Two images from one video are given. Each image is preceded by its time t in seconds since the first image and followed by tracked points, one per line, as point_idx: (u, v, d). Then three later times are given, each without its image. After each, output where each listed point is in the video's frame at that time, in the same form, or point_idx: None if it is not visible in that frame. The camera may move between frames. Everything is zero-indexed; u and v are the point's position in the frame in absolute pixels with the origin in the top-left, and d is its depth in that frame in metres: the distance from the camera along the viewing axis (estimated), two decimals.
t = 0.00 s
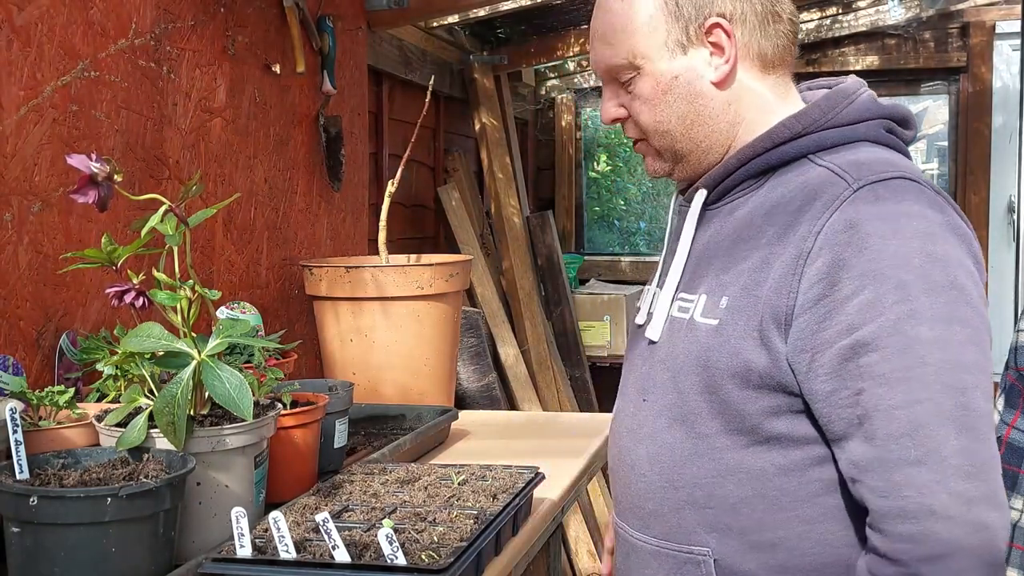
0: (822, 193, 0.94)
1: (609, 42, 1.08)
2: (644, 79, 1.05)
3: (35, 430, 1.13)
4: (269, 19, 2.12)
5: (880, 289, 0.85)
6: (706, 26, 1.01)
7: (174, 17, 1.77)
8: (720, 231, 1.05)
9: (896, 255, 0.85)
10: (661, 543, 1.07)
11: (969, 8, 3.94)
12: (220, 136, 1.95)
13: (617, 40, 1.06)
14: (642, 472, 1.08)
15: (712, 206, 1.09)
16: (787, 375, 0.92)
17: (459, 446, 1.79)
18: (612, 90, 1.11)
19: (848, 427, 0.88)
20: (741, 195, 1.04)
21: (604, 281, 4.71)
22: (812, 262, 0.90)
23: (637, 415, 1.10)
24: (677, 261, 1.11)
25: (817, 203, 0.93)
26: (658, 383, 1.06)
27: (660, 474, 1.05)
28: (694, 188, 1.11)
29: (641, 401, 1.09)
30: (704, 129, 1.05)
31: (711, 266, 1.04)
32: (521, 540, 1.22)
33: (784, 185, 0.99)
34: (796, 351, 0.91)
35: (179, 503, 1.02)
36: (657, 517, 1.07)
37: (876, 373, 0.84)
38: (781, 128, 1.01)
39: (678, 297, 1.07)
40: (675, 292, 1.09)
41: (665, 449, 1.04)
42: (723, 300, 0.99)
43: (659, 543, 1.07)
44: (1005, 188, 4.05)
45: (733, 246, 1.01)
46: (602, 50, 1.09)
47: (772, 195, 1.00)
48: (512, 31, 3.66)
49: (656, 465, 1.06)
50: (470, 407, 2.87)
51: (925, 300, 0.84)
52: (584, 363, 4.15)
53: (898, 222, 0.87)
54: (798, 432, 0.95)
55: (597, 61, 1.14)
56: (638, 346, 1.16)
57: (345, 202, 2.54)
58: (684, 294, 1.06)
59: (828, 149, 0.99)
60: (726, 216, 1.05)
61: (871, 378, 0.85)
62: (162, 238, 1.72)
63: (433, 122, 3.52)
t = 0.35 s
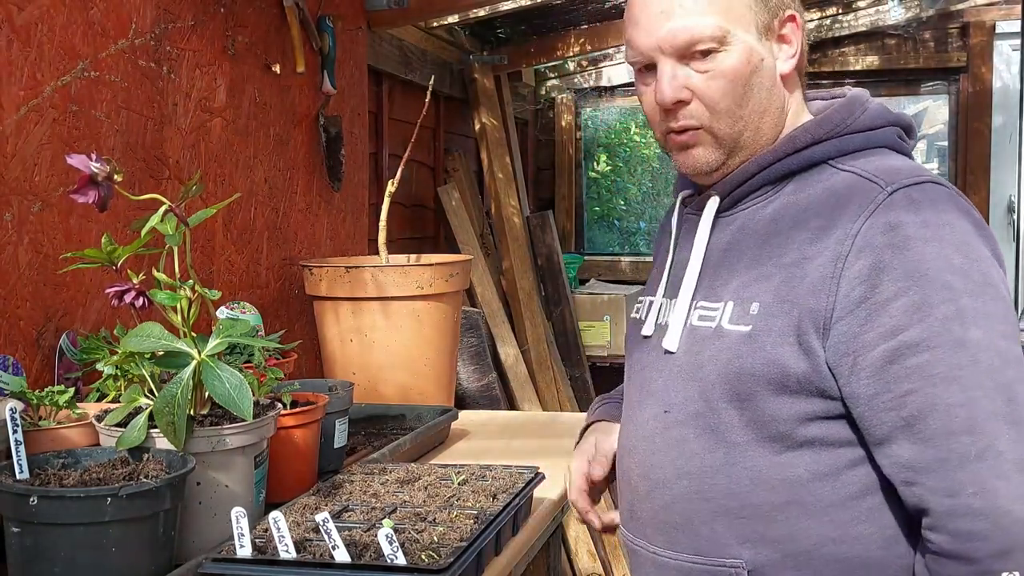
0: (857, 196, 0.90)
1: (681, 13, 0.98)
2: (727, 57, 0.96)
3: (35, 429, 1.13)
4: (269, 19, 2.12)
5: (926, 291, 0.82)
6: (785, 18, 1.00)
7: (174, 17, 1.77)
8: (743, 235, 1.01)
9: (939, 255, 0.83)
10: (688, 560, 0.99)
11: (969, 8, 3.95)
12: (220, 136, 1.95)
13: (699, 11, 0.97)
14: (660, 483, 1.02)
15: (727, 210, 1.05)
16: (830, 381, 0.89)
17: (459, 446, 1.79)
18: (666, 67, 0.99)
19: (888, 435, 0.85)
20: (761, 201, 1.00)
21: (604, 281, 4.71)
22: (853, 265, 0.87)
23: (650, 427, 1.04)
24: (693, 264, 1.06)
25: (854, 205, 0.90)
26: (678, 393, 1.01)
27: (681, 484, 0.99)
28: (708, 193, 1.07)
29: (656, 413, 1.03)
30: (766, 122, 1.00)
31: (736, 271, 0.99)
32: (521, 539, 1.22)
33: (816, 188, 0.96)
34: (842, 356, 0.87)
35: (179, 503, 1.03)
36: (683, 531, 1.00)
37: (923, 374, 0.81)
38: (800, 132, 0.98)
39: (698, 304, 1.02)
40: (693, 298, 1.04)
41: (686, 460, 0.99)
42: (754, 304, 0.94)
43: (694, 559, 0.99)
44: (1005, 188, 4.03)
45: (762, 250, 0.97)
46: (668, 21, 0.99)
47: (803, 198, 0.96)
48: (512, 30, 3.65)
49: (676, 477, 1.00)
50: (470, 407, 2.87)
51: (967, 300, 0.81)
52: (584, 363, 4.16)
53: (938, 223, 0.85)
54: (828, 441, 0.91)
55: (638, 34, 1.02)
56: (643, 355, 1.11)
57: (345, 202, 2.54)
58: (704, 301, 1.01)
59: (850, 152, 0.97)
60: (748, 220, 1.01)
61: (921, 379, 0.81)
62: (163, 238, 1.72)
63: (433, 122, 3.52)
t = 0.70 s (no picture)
0: (895, 190, 0.99)
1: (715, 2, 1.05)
2: (754, 51, 1.06)
3: (35, 430, 1.13)
4: (269, 19, 2.12)
5: (975, 261, 0.92)
6: (796, 24, 1.11)
7: (174, 17, 1.77)
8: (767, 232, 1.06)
9: (982, 234, 0.94)
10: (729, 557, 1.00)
11: (969, 8, 3.90)
12: (220, 136, 1.95)
13: (734, 3, 1.05)
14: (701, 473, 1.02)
15: (738, 202, 1.10)
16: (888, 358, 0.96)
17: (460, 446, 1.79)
18: (697, 52, 1.06)
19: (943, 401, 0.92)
20: (774, 192, 1.08)
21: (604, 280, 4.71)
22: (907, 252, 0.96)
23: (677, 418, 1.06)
24: (707, 260, 1.09)
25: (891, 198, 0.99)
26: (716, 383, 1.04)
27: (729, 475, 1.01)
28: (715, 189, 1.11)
29: (686, 408, 1.05)
30: (776, 117, 1.10)
31: (768, 265, 1.04)
32: (521, 540, 1.22)
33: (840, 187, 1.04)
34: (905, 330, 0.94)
35: (179, 503, 1.03)
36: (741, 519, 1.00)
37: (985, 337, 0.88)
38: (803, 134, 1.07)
39: (722, 296, 1.06)
40: (712, 291, 1.07)
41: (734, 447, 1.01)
42: (796, 289, 1.01)
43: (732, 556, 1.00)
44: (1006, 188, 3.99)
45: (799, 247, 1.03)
46: (703, 8, 1.05)
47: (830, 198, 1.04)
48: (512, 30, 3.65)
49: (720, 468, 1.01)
50: (470, 407, 2.87)
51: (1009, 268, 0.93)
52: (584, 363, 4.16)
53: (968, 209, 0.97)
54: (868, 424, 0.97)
55: (669, 17, 1.08)
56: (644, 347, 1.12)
57: (345, 202, 2.54)
58: (730, 294, 1.06)
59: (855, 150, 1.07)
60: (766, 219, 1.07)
61: (989, 337, 0.88)
62: (162, 238, 1.72)
63: (433, 122, 3.51)
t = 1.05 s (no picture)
0: (866, 188, 1.00)
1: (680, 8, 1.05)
2: (718, 57, 1.05)
3: (35, 430, 1.13)
4: (269, 19, 2.12)
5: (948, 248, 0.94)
6: (758, 33, 1.11)
7: (174, 17, 1.77)
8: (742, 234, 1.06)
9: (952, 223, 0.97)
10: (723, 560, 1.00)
11: (969, 8, 3.89)
12: (221, 136, 1.95)
13: (700, 9, 1.05)
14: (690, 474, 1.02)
15: (707, 205, 1.11)
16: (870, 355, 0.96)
17: (460, 446, 1.79)
18: (664, 56, 1.05)
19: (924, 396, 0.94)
20: (742, 194, 1.09)
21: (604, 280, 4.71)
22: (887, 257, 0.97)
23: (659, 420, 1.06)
24: (679, 263, 1.09)
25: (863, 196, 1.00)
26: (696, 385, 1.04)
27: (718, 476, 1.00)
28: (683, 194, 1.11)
29: (668, 412, 1.05)
30: (739, 122, 1.10)
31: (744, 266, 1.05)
32: (521, 541, 1.22)
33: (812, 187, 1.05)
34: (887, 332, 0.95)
35: (179, 503, 1.03)
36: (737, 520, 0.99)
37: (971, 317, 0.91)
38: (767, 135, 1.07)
39: (697, 298, 1.06)
40: (685, 293, 1.08)
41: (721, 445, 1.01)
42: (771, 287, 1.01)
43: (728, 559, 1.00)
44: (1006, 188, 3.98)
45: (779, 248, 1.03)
46: (669, 13, 1.05)
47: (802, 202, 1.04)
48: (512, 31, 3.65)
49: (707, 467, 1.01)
50: (470, 407, 2.87)
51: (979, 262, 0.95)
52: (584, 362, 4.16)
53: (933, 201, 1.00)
54: (852, 421, 0.96)
55: (634, 21, 1.07)
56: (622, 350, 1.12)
57: (345, 202, 2.54)
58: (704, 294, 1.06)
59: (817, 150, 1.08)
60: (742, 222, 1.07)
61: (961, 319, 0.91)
62: (162, 238, 1.72)
63: (433, 123, 3.51)
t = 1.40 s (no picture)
0: (808, 202, 1.06)
1: (623, 31, 1.12)
2: (664, 77, 1.13)
3: (35, 430, 1.13)
4: (269, 19, 2.12)
5: (885, 261, 0.99)
6: (706, 45, 1.18)
7: (174, 17, 1.77)
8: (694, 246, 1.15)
9: (890, 231, 1.01)
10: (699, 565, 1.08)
11: (969, 8, 3.87)
12: (220, 137, 1.96)
13: (644, 32, 1.11)
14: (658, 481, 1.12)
15: (665, 220, 1.19)
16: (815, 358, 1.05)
17: (459, 446, 1.80)
18: (609, 81, 1.13)
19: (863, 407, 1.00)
20: (697, 211, 1.16)
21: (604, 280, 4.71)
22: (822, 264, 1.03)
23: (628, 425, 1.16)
24: (638, 278, 1.18)
25: (803, 212, 1.06)
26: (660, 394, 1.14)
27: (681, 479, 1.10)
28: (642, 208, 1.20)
29: (642, 421, 1.15)
30: (690, 137, 1.17)
31: (699, 280, 1.13)
32: (521, 541, 1.22)
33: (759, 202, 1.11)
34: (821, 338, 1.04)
35: (179, 503, 1.02)
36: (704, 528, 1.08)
37: (907, 337, 0.93)
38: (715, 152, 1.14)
39: (655, 312, 1.15)
40: (644, 308, 1.17)
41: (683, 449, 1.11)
42: (723, 302, 1.10)
43: (705, 562, 1.08)
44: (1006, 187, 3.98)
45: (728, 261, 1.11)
46: (613, 38, 1.12)
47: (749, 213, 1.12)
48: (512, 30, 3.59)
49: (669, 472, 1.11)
50: (470, 407, 2.87)
51: (921, 273, 1.00)
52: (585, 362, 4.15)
53: (877, 206, 1.04)
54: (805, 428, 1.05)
55: (582, 45, 1.14)
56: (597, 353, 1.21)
57: (345, 202, 2.54)
58: (662, 308, 1.15)
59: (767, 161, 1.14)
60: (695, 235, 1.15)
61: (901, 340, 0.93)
62: (162, 238, 1.72)
63: (433, 123, 3.51)
